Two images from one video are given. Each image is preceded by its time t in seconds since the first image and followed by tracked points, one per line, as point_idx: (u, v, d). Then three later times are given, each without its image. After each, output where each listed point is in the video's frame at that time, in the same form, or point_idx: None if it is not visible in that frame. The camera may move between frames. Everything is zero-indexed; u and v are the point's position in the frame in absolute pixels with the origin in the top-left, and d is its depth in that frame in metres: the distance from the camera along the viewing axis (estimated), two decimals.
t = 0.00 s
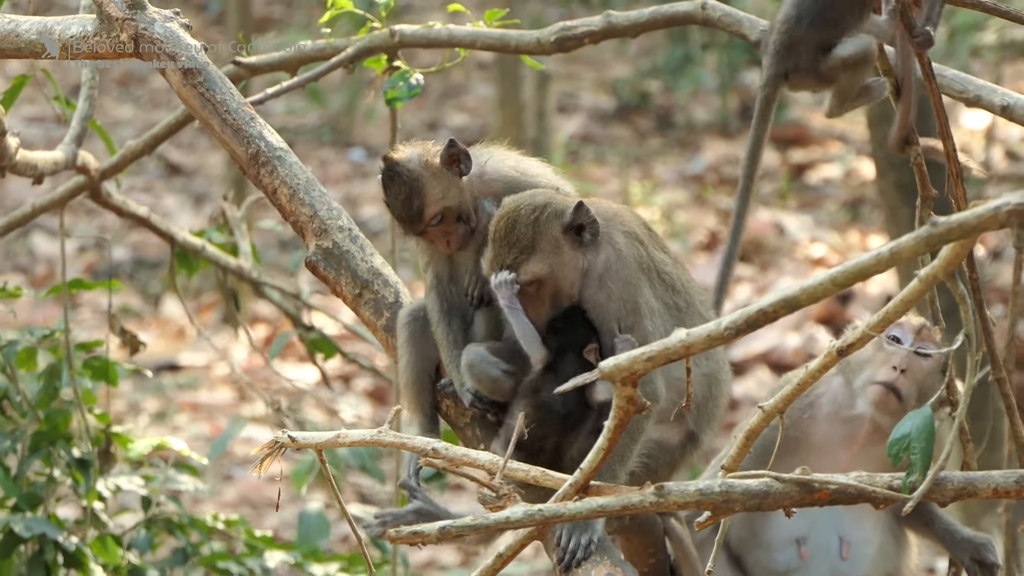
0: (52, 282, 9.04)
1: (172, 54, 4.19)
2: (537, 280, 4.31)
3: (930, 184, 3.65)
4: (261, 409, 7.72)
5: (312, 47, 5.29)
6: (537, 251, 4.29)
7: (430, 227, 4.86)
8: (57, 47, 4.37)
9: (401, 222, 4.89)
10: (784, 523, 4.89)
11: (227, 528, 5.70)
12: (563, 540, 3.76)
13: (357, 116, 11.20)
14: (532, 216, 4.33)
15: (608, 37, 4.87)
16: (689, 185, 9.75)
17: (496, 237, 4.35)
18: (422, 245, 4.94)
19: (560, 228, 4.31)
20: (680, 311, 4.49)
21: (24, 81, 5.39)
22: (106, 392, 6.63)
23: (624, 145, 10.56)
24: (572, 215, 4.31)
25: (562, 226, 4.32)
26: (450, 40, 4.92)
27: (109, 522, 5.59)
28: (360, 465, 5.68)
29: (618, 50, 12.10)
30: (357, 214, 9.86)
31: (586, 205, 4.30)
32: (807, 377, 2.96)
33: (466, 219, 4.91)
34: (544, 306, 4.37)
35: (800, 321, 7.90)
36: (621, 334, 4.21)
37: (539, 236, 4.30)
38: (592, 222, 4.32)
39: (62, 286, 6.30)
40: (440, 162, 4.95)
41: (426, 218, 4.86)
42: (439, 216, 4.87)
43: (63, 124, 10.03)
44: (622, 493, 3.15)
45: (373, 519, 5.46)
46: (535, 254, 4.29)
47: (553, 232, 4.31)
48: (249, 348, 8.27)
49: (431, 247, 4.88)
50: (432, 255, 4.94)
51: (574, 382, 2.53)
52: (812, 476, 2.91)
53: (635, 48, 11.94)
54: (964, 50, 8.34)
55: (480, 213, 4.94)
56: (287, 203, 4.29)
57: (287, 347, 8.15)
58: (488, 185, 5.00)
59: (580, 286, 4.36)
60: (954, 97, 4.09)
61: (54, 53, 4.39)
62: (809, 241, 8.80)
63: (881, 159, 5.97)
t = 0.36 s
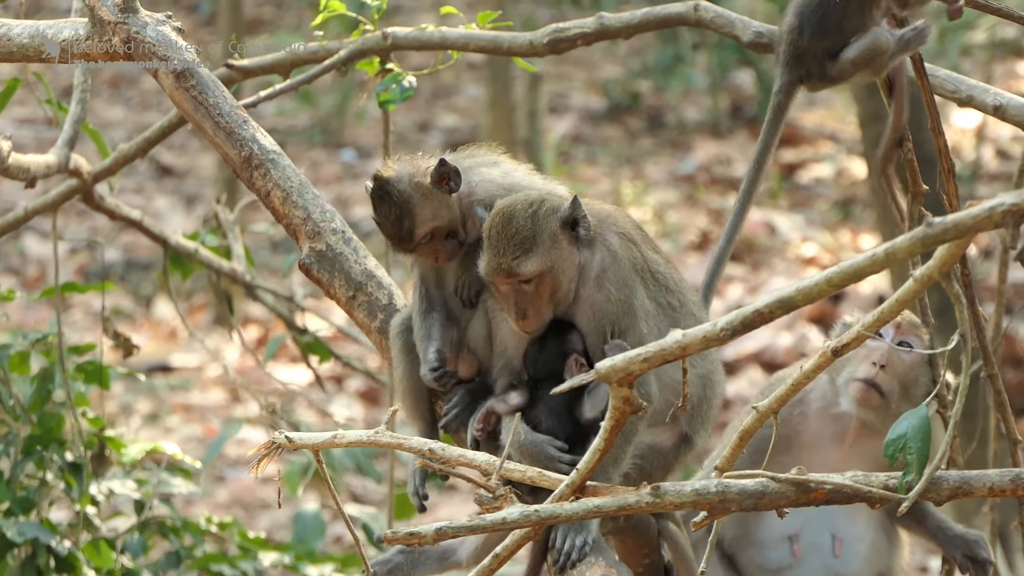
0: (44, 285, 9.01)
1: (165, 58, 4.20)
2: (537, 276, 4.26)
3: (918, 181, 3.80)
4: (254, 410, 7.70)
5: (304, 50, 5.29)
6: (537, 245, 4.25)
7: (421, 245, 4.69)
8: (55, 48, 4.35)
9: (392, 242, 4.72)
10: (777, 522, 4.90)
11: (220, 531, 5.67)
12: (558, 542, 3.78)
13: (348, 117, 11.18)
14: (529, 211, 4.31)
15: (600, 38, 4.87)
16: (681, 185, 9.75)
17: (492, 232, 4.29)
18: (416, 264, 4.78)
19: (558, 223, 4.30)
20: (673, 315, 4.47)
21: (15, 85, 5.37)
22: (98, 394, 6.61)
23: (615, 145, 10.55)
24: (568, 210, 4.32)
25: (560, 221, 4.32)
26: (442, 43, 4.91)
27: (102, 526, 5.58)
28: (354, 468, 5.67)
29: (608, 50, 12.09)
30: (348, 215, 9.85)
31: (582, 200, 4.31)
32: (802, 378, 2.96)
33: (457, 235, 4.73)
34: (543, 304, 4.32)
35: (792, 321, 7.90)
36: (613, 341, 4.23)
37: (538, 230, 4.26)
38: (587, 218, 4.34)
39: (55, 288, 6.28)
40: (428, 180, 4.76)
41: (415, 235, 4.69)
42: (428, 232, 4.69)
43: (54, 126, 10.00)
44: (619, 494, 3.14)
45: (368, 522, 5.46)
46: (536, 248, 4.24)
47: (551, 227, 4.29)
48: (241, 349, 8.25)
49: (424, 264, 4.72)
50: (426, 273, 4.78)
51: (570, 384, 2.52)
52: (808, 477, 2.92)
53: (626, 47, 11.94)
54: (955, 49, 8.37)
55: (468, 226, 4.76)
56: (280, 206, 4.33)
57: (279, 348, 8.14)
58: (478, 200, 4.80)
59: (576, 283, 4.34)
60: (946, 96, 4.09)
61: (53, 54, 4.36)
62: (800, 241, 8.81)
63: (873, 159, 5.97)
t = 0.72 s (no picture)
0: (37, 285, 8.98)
1: (162, 57, 4.20)
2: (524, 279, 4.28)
3: (920, 187, 3.62)
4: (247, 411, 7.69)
5: (301, 48, 5.26)
6: (524, 248, 4.25)
7: (425, 224, 4.68)
8: (56, 48, 4.31)
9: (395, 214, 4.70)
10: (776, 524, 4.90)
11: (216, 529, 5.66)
12: (554, 543, 3.77)
13: (341, 118, 11.17)
14: (516, 213, 4.31)
15: (597, 38, 4.86)
16: (674, 186, 9.76)
17: (478, 236, 4.30)
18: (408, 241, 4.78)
19: (545, 226, 4.30)
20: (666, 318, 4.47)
21: (12, 82, 5.36)
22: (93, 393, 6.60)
23: (607, 147, 10.56)
24: (556, 211, 4.31)
25: (548, 224, 4.32)
26: (439, 41, 4.90)
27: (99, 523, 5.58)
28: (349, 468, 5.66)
29: (601, 52, 12.09)
30: (341, 216, 9.84)
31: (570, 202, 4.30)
32: (799, 381, 2.96)
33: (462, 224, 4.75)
34: (529, 305, 4.34)
35: (785, 323, 7.90)
36: (606, 340, 4.21)
37: (525, 233, 4.27)
38: (574, 219, 4.33)
39: (51, 288, 6.27)
40: (452, 161, 4.75)
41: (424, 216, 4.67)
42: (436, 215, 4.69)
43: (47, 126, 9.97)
44: (615, 496, 3.14)
45: (364, 517, 5.45)
46: (522, 250, 4.25)
47: (539, 229, 4.29)
48: (234, 350, 8.24)
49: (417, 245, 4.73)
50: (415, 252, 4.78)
51: (566, 386, 2.52)
52: (803, 479, 2.92)
53: (619, 49, 11.93)
54: (949, 51, 8.39)
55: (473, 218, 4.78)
56: (277, 205, 4.34)
57: (272, 349, 8.12)
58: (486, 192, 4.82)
59: (565, 284, 4.35)
60: (943, 98, 4.10)
61: (54, 54, 4.33)
62: (793, 243, 8.82)
63: (866, 161, 5.99)
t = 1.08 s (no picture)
0: (24, 285, 8.95)
1: (154, 54, 4.16)
2: (496, 283, 4.34)
3: (897, 175, 3.60)
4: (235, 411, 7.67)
5: (289, 49, 5.22)
6: (495, 252, 4.32)
7: (467, 147, 4.96)
8: (55, 48, 4.28)
9: (443, 132, 4.98)
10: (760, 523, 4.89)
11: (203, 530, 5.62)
12: (546, 542, 3.77)
13: (328, 118, 11.14)
14: (488, 218, 4.39)
15: (585, 38, 4.83)
16: (661, 186, 9.76)
17: (449, 244, 4.38)
18: (439, 162, 5.04)
19: (517, 229, 4.37)
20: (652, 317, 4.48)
21: None
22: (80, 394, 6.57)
23: (595, 146, 10.57)
24: (527, 215, 4.37)
25: (519, 227, 4.39)
26: (427, 41, 4.88)
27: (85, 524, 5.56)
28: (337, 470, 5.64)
29: (588, 52, 12.08)
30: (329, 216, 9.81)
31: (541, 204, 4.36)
32: (787, 378, 2.96)
33: (497, 163, 5.03)
34: (505, 310, 4.39)
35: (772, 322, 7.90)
36: (582, 340, 4.24)
37: (496, 237, 4.34)
38: (547, 221, 4.38)
39: (38, 287, 6.24)
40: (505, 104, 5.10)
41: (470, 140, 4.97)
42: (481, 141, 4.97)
43: (34, 126, 9.93)
44: (605, 493, 3.12)
45: (347, 522, 5.48)
46: (493, 254, 4.32)
47: (509, 233, 4.36)
48: (221, 350, 8.21)
49: (450, 165, 5.00)
50: (441, 175, 5.06)
51: (558, 382, 2.51)
52: (796, 476, 2.91)
53: (606, 49, 11.93)
54: (935, 51, 8.41)
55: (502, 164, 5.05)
56: (268, 202, 4.32)
57: (260, 349, 8.10)
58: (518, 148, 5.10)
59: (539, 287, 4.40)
60: (932, 98, 4.10)
61: (54, 53, 4.30)
62: (781, 242, 8.84)
63: (856, 160, 5.99)
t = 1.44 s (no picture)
0: (16, 285, 8.92)
1: (139, 59, 4.28)
2: (500, 273, 4.33)
3: (904, 170, 3.62)
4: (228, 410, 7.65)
5: (281, 49, 5.21)
6: (500, 240, 4.32)
7: (473, 142, 4.99)
8: (55, 48, 4.45)
9: (448, 131, 5.00)
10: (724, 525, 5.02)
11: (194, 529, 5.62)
12: (536, 544, 3.75)
13: (321, 117, 11.13)
14: (492, 208, 4.40)
15: (578, 38, 4.77)
16: (654, 185, 9.76)
17: (453, 231, 4.37)
18: (442, 161, 5.04)
19: (520, 220, 4.38)
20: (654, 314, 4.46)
21: None
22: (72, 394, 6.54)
23: (588, 145, 10.56)
24: (529, 205, 4.40)
25: (522, 218, 4.40)
26: (419, 41, 4.87)
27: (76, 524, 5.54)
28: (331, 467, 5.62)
29: (581, 50, 12.07)
30: (322, 215, 9.79)
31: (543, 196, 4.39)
32: (783, 377, 2.95)
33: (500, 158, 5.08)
34: (506, 301, 4.39)
35: (765, 321, 7.87)
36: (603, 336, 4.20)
37: (501, 226, 4.34)
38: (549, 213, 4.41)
39: (30, 288, 6.22)
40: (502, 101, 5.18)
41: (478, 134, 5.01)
42: (487, 136, 5.01)
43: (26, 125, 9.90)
44: (600, 491, 3.12)
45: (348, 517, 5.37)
46: (498, 242, 4.31)
47: (514, 224, 4.37)
48: (214, 350, 8.20)
49: (457, 163, 5.01)
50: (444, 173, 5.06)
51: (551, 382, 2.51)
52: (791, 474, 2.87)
53: (599, 47, 11.92)
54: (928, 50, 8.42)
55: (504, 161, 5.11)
56: (255, 207, 4.33)
57: (254, 348, 8.09)
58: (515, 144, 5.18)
59: (541, 279, 4.40)
60: (924, 96, 4.09)
61: (53, 54, 4.42)
62: (774, 241, 8.83)
63: (849, 159, 5.99)
